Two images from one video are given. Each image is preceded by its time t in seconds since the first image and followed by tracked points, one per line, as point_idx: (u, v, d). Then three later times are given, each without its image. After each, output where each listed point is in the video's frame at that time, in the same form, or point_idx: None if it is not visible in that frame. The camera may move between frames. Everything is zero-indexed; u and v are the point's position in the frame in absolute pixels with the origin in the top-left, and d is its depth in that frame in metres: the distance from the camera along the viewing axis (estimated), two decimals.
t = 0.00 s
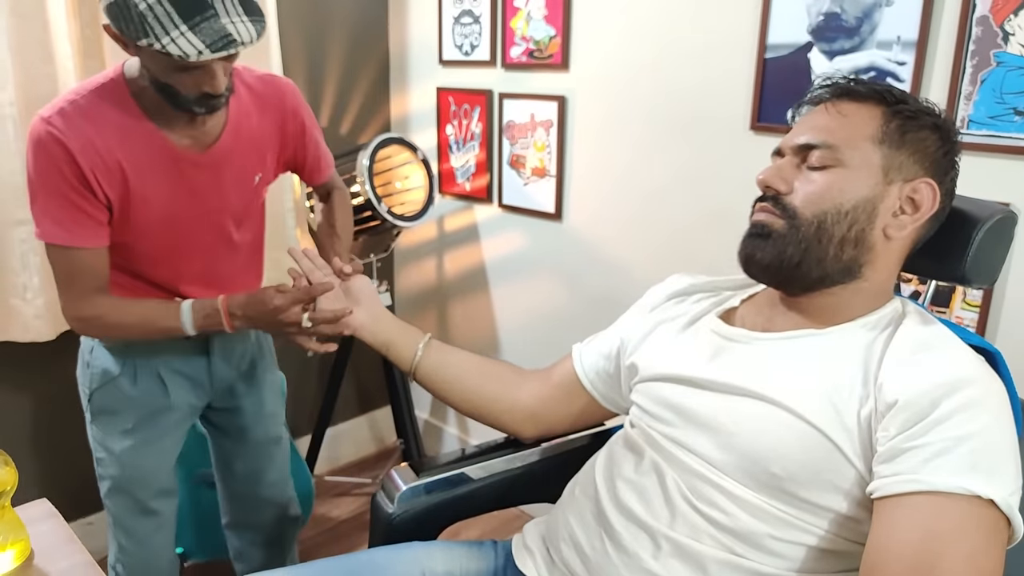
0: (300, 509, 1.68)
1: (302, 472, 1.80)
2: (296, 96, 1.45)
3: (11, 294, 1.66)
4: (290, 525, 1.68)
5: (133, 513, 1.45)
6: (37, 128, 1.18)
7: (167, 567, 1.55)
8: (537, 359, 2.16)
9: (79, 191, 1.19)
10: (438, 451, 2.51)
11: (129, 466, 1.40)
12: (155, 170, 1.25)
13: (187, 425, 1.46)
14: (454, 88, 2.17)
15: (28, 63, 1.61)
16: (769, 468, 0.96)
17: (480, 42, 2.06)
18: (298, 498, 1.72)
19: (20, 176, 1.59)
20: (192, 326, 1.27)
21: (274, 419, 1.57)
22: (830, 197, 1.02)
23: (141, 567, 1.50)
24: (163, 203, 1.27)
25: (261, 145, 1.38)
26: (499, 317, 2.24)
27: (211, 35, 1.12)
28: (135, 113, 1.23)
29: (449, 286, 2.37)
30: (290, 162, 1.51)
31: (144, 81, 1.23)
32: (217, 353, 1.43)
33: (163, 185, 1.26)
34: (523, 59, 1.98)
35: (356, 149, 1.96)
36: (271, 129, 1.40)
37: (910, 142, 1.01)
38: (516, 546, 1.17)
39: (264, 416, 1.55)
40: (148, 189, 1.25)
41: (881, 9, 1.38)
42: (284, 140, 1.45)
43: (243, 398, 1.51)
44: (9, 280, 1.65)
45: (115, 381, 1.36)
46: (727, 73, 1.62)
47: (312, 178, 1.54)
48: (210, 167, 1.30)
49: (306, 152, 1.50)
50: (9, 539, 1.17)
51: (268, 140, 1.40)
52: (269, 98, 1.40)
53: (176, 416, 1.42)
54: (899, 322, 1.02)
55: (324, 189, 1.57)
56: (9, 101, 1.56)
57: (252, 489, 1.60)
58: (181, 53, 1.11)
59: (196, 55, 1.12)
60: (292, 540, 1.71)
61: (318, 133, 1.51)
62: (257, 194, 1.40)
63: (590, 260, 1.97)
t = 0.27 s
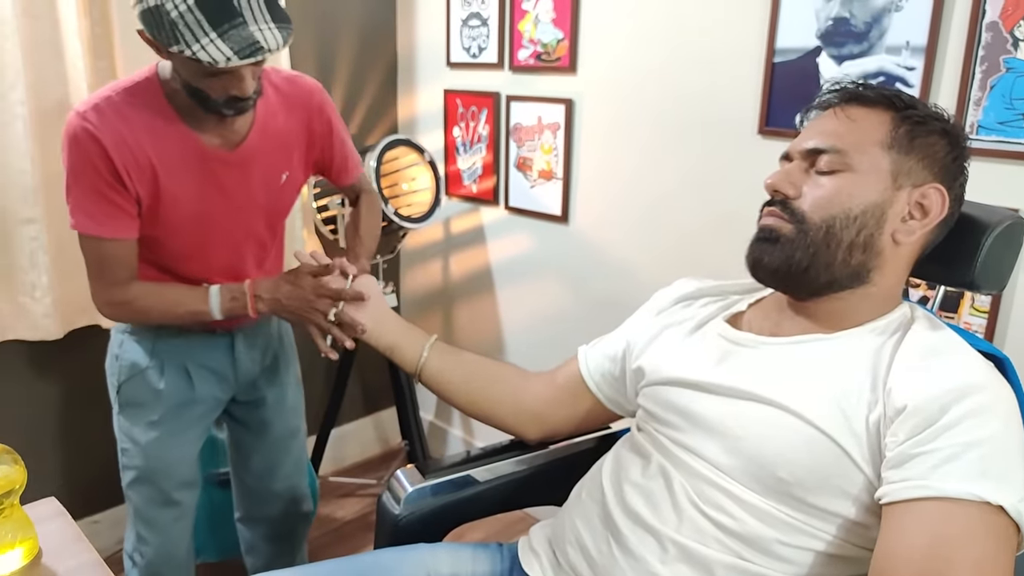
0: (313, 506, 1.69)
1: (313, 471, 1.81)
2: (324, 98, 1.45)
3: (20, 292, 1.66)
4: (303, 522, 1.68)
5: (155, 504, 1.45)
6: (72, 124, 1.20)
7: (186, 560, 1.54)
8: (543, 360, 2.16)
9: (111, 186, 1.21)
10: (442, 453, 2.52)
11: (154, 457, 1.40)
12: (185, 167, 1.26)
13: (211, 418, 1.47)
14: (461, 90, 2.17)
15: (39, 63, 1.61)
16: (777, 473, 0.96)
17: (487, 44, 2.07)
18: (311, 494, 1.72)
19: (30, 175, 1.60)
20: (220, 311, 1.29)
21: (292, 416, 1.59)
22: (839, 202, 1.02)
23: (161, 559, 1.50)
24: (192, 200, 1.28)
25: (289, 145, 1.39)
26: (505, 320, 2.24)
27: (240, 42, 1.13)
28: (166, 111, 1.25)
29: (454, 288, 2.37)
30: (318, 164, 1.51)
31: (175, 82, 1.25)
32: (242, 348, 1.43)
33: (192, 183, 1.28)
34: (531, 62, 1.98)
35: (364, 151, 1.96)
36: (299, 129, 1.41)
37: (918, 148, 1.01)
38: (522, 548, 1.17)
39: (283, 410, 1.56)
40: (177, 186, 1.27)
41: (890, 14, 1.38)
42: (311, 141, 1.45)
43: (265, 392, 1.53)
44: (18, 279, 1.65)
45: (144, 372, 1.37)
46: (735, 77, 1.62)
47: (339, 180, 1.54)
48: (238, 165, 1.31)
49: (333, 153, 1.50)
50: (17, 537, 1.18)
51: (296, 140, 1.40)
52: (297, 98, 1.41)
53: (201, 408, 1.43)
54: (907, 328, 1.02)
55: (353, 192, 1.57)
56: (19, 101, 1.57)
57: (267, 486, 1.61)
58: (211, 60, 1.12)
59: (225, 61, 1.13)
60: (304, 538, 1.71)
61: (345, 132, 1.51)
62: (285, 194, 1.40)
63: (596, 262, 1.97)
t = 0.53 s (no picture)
0: (320, 504, 1.69)
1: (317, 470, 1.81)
2: (339, 100, 1.45)
3: (25, 291, 1.67)
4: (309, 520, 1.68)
5: (166, 500, 1.45)
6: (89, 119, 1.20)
7: (194, 556, 1.55)
8: (546, 361, 2.16)
9: (126, 182, 1.21)
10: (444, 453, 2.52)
11: (165, 453, 1.41)
12: (200, 166, 1.27)
13: (222, 415, 1.47)
14: (466, 91, 2.17)
15: (45, 62, 1.62)
16: (780, 476, 0.96)
17: (493, 46, 2.07)
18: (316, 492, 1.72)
19: (36, 173, 1.60)
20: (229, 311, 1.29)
21: (301, 414, 1.59)
22: (844, 206, 1.02)
23: (170, 555, 1.50)
24: (206, 199, 1.29)
25: (302, 146, 1.39)
26: (508, 321, 2.25)
27: (244, 46, 1.14)
28: (182, 109, 1.25)
29: (458, 289, 2.37)
30: (331, 167, 1.51)
31: (190, 81, 1.25)
32: (254, 345, 1.44)
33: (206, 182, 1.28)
34: (536, 64, 1.98)
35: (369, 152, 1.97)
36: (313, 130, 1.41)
37: (923, 152, 1.01)
38: (524, 550, 1.17)
39: (293, 408, 1.57)
40: (190, 184, 1.27)
41: (896, 18, 1.38)
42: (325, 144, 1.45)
43: (276, 389, 1.53)
44: (23, 277, 1.65)
45: (157, 368, 1.38)
46: (741, 80, 1.62)
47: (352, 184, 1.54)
48: (251, 164, 1.31)
49: (347, 157, 1.50)
50: (21, 535, 1.19)
51: (310, 142, 1.41)
52: (313, 99, 1.41)
53: (213, 405, 1.44)
54: (912, 332, 1.02)
55: (368, 196, 1.56)
56: (26, 99, 1.57)
57: (273, 484, 1.61)
58: (214, 63, 1.13)
59: (228, 65, 1.13)
60: (309, 537, 1.71)
61: (360, 135, 1.51)
62: (297, 195, 1.40)
63: (600, 265, 1.97)
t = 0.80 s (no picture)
0: (325, 508, 1.69)
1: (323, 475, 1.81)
2: (342, 109, 1.45)
3: (31, 297, 1.67)
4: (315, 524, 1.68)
5: (170, 504, 1.45)
6: (92, 120, 1.21)
7: (199, 561, 1.54)
8: (550, 363, 2.16)
9: (128, 184, 1.21)
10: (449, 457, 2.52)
11: (169, 457, 1.41)
12: (201, 170, 1.27)
13: (227, 419, 1.47)
14: (469, 95, 2.17)
15: (51, 69, 1.62)
16: (789, 478, 0.96)
17: (495, 50, 2.07)
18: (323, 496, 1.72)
19: (41, 180, 1.60)
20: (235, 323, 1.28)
21: (305, 419, 1.59)
22: (853, 209, 1.02)
23: (175, 559, 1.50)
24: (207, 203, 1.29)
25: (305, 153, 1.39)
26: (512, 324, 2.25)
27: (238, 54, 1.13)
28: (185, 113, 1.25)
29: (462, 293, 2.37)
30: (333, 175, 1.52)
31: (191, 86, 1.26)
32: (258, 350, 1.45)
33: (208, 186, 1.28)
34: (539, 67, 1.98)
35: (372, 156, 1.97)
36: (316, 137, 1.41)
37: (932, 155, 1.01)
38: (532, 554, 1.17)
39: (297, 411, 1.57)
40: (193, 188, 1.27)
41: (899, 20, 1.38)
42: (328, 152, 1.46)
43: (280, 393, 1.54)
44: (29, 284, 1.65)
45: (161, 372, 1.38)
46: (744, 82, 1.62)
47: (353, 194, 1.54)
48: (253, 169, 1.31)
49: (348, 165, 1.50)
50: (29, 541, 1.21)
51: (313, 149, 1.41)
52: (316, 106, 1.41)
53: (217, 409, 1.44)
54: (920, 335, 1.02)
55: (363, 208, 1.57)
56: (31, 107, 1.57)
57: (278, 488, 1.61)
58: (210, 69, 1.13)
59: (221, 72, 1.13)
60: (315, 542, 1.71)
61: (360, 145, 1.51)
62: (298, 201, 1.40)
63: (604, 267, 1.97)
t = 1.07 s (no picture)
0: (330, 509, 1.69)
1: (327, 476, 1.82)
2: (344, 113, 1.46)
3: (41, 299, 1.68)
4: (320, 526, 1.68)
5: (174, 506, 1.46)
6: (97, 122, 1.21)
7: (204, 563, 1.55)
8: (558, 364, 2.16)
9: (132, 185, 1.22)
10: (456, 459, 2.52)
11: (173, 459, 1.41)
12: (205, 171, 1.28)
13: (229, 421, 1.48)
14: (476, 97, 2.18)
15: (60, 72, 1.64)
16: (795, 478, 0.96)
17: (503, 52, 2.08)
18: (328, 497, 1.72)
19: (51, 183, 1.62)
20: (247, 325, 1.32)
21: (308, 420, 1.60)
22: (858, 209, 1.02)
23: (179, 562, 1.50)
24: (211, 204, 1.30)
25: (307, 156, 1.40)
26: (519, 326, 2.25)
27: (241, 57, 1.14)
28: (189, 115, 1.26)
29: (469, 294, 2.38)
30: (333, 178, 1.52)
31: (194, 88, 1.26)
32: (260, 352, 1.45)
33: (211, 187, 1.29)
34: (546, 69, 1.99)
35: (379, 158, 1.97)
36: (318, 140, 1.42)
37: (939, 155, 1.01)
38: (539, 554, 1.17)
39: (299, 413, 1.57)
40: (196, 190, 1.28)
41: (907, 20, 1.38)
42: (329, 155, 1.47)
43: (281, 395, 1.54)
44: (39, 286, 1.66)
45: (163, 375, 1.39)
46: (751, 83, 1.62)
47: (352, 197, 1.55)
48: (256, 172, 1.32)
49: (348, 168, 1.51)
50: (41, 541, 1.22)
51: (315, 152, 1.42)
52: (318, 110, 1.42)
53: (220, 411, 1.45)
54: (928, 335, 1.02)
55: (363, 211, 1.58)
56: (41, 109, 1.59)
57: (283, 490, 1.61)
58: (213, 72, 1.14)
59: (224, 75, 1.14)
60: (320, 543, 1.71)
61: (361, 150, 1.53)
62: (300, 204, 1.41)
63: (611, 269, 1.97)
